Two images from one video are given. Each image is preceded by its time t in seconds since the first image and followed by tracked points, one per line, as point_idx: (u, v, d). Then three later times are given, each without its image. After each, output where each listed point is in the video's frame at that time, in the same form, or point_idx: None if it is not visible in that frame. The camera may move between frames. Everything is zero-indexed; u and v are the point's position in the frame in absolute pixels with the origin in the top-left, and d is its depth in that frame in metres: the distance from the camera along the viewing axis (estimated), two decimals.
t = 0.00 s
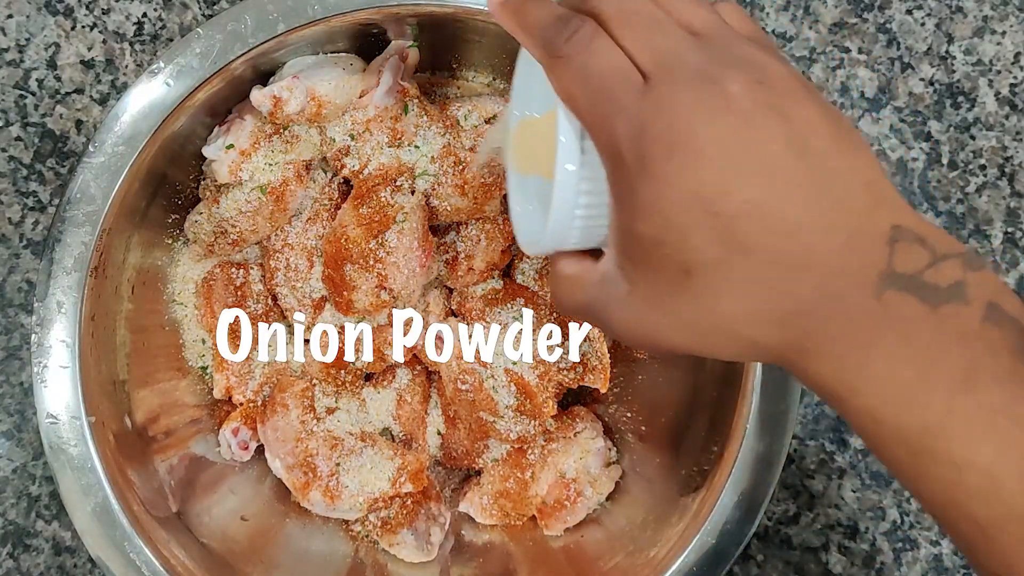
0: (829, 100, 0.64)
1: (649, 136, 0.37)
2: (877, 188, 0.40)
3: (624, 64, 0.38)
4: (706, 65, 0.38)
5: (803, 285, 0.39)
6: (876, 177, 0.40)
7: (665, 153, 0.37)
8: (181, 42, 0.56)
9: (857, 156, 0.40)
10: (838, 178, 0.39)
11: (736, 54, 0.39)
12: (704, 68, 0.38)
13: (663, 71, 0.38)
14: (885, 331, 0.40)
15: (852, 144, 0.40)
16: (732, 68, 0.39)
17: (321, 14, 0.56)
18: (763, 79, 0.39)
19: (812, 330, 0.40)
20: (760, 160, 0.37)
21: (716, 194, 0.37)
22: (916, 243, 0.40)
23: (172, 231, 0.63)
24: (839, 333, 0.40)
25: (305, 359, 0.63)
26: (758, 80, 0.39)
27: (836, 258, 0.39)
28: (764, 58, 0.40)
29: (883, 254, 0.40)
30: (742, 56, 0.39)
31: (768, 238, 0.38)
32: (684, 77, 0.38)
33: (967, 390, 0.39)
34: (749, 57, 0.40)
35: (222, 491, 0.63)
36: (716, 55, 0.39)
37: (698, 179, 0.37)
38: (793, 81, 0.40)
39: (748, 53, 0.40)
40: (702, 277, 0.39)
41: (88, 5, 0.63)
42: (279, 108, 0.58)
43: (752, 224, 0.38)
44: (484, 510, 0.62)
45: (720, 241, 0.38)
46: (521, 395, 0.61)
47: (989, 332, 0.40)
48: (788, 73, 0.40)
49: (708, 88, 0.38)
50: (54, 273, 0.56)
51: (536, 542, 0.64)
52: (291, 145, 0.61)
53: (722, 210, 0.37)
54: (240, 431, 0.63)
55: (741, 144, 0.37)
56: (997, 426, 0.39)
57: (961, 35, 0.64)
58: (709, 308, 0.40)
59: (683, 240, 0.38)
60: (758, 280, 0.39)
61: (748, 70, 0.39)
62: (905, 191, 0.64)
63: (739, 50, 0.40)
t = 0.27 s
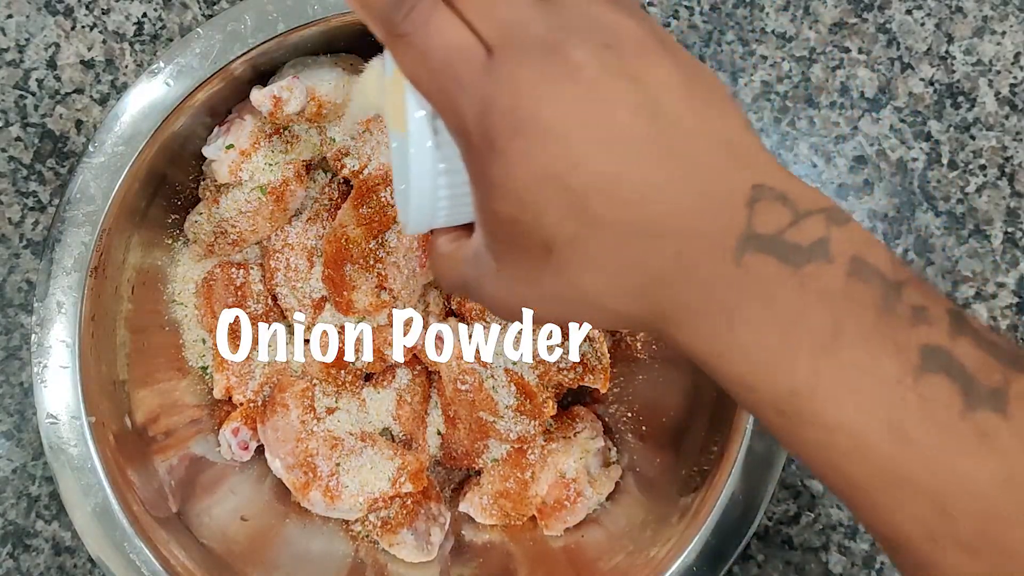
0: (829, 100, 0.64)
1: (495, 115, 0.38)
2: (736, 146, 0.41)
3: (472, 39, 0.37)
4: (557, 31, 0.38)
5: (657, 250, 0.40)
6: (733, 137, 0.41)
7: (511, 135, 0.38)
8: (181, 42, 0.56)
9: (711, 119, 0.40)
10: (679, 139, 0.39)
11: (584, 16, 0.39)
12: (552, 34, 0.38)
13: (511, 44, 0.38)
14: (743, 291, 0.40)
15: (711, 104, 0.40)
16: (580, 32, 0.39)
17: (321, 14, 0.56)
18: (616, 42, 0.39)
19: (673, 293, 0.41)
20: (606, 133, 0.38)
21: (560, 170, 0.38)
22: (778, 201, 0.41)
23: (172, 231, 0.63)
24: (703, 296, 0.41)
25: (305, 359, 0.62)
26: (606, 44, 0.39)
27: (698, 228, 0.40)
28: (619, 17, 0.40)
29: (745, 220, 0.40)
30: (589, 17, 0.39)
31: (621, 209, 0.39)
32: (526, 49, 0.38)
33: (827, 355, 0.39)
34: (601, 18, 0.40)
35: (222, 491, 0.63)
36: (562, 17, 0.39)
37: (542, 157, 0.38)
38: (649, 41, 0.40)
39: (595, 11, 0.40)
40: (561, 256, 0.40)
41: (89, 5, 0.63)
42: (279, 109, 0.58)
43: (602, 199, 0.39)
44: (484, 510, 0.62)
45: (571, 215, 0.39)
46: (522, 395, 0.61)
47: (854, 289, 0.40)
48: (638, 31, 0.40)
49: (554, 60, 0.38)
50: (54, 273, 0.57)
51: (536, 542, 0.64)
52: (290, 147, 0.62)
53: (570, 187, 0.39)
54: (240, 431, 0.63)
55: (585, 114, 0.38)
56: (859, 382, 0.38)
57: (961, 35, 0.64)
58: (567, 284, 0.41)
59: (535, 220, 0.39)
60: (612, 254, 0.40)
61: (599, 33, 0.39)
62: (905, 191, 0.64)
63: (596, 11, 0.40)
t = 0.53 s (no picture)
0: (830, 99, 0.64)
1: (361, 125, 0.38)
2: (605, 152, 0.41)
3: (343, 48, 0.37)
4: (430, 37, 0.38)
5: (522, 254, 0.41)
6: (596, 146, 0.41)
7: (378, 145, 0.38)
8: (181, 42, 0.57)
9: (584, 128, 0.41)
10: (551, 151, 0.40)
11: (457, 22, 0.39)
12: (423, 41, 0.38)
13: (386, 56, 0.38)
14: (616, 299, 0.41)
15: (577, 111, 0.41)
16: (453, 38, 0.39)
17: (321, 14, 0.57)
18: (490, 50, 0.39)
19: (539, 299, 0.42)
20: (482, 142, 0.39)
21: (431, 182, 0.39)
22: (645, 205, 0.41)
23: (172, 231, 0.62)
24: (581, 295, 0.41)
25: (304, 359, 0.63)
26: (478, 53, 0.39)
27: (569, 238, 0.41)
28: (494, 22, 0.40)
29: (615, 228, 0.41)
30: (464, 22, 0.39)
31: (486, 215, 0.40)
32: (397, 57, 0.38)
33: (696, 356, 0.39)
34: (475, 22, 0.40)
35: (222, 491, 0.63)
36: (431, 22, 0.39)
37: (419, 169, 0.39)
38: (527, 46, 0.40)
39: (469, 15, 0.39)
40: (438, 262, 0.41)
41: (89, 4, 0.63)
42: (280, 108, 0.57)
43: (471, 208, 0.39)
44: (484, 510, 0.62)
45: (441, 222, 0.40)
46: (522, 395, 0.61)
47: (721, 288, 0.40)
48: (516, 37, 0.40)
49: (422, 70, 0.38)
50: (54, 273, 0.57)
51: (537, 543, 0.63)
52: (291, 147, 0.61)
53: (436, 196, 0.39)
54: (240, 431, 0.62)
55: (453, 124, 0.39)
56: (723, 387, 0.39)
57: (961, 34, 0.64)
58: (449, 295, 0.42)
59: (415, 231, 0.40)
60: (490, 264, 0.41)
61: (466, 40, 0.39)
62: (905, 190, 0.64)
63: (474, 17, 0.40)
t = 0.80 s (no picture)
0: (829, 100, 0.64)
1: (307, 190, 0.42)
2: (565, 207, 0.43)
3: (286, 125, 0.42)
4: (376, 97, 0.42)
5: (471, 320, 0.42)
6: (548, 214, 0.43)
7: (336, 222, 0.42)
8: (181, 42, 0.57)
9: (536, 183, 0.43)
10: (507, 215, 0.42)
11: (395, 95, 0.43)
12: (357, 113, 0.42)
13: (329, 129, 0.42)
14: (577, 358, 0.40)
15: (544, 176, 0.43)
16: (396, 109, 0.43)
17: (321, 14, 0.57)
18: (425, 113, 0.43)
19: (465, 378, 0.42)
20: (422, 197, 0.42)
21: (386, 255, 0.42)
22: (601, 260, 0.41)
23: (172, 231, 0.62)
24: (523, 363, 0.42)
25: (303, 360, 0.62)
26: (421, 117, 0.43)
27: (528, 301, 0.41)
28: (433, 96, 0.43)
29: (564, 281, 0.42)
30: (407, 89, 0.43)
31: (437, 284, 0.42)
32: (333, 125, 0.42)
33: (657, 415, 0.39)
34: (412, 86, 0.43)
35: (222, 491, 0.63)
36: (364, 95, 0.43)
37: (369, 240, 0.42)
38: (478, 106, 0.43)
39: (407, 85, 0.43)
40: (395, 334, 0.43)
41: (89, 4, 0.63)
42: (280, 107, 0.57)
43: (427, 271, 0.42)
44: (483, 510, 0.62)
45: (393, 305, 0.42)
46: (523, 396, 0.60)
47: (681, 343, 0.40)
48: (460, 100, 0.44)
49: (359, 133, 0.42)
50: (54, 273, 0.57)
51: (537, 542, 0.64)
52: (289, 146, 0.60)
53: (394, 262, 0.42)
54: (240, 431, 0.63)
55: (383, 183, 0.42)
56: (693, 445, 0.38)
57: (961, 35, 0.64)
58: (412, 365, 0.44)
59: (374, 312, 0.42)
60: (447, 327, 0.42)
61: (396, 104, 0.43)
62: (904, 191, 0.64)
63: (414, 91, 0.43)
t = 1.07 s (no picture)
0: (829, 101, 0.64)
1: (310, 338, 0.43)
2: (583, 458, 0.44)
3: (286, 321, 0.43)
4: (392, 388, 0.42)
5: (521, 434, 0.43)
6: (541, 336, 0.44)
7: (350, 421, 0.42)
8: (182, 43, 0.56)
9: (544, 353, 0.44)
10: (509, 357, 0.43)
11: (389, 253, 0.44)
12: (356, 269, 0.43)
13: (336, 302, 0.43)
14: (610, 528, 0.43)
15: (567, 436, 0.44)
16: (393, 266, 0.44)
17: (321, 15, 0.57)
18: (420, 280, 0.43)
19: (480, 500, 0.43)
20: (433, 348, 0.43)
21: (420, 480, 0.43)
22: (628, 422, 0.45)
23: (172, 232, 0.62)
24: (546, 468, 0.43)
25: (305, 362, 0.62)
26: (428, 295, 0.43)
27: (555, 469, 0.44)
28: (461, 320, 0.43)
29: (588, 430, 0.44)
30: (416, 294, 0.43)
31: (488, 439, 0.43)
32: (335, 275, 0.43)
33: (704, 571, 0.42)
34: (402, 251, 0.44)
35: (223, 492, 0.63)
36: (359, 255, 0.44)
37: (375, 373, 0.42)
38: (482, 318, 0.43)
39: (405, 241, 0.45)
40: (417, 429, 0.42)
41: (89, 6, 0.63)
42: (281, 108, 0.57)
43: (461, 477, 0.43)
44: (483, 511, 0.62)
45: (407, 403, 0.42)
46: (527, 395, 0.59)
47: (720, 503, 0.44)
48: (460, 262, 0.45)
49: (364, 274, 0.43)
50: (55, 274, 0.56)
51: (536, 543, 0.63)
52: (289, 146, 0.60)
53: (394, 388, 0.42)
54: (241, 432, 0.62)
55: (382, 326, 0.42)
56: None
57: (961, 36, 0.64)
58: (451, 547, 0.44)
59: (385, 430, 0.42)
60: (473, 503, 0.43)
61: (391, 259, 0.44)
62: (905, 192, 0.64)
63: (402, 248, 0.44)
